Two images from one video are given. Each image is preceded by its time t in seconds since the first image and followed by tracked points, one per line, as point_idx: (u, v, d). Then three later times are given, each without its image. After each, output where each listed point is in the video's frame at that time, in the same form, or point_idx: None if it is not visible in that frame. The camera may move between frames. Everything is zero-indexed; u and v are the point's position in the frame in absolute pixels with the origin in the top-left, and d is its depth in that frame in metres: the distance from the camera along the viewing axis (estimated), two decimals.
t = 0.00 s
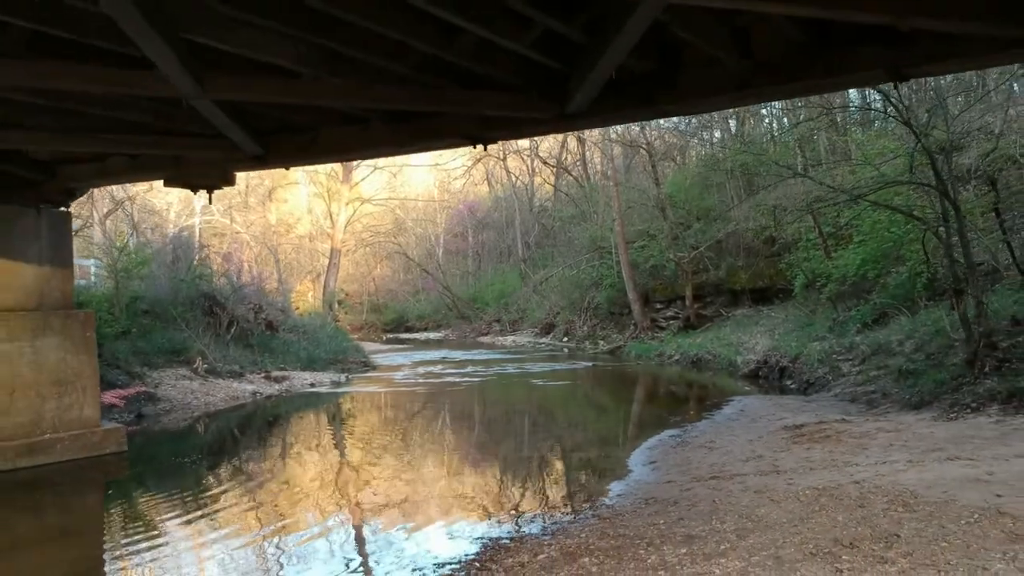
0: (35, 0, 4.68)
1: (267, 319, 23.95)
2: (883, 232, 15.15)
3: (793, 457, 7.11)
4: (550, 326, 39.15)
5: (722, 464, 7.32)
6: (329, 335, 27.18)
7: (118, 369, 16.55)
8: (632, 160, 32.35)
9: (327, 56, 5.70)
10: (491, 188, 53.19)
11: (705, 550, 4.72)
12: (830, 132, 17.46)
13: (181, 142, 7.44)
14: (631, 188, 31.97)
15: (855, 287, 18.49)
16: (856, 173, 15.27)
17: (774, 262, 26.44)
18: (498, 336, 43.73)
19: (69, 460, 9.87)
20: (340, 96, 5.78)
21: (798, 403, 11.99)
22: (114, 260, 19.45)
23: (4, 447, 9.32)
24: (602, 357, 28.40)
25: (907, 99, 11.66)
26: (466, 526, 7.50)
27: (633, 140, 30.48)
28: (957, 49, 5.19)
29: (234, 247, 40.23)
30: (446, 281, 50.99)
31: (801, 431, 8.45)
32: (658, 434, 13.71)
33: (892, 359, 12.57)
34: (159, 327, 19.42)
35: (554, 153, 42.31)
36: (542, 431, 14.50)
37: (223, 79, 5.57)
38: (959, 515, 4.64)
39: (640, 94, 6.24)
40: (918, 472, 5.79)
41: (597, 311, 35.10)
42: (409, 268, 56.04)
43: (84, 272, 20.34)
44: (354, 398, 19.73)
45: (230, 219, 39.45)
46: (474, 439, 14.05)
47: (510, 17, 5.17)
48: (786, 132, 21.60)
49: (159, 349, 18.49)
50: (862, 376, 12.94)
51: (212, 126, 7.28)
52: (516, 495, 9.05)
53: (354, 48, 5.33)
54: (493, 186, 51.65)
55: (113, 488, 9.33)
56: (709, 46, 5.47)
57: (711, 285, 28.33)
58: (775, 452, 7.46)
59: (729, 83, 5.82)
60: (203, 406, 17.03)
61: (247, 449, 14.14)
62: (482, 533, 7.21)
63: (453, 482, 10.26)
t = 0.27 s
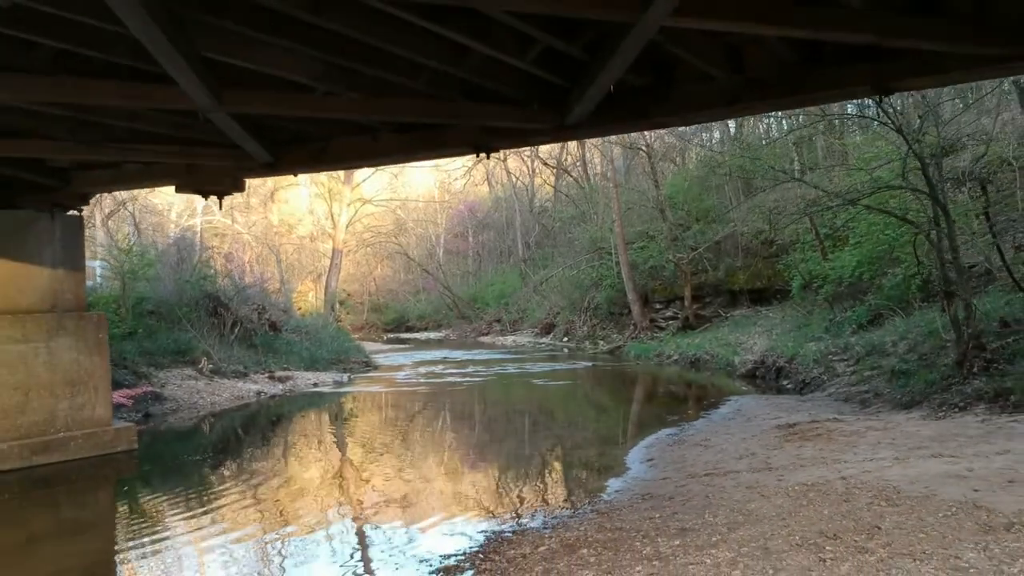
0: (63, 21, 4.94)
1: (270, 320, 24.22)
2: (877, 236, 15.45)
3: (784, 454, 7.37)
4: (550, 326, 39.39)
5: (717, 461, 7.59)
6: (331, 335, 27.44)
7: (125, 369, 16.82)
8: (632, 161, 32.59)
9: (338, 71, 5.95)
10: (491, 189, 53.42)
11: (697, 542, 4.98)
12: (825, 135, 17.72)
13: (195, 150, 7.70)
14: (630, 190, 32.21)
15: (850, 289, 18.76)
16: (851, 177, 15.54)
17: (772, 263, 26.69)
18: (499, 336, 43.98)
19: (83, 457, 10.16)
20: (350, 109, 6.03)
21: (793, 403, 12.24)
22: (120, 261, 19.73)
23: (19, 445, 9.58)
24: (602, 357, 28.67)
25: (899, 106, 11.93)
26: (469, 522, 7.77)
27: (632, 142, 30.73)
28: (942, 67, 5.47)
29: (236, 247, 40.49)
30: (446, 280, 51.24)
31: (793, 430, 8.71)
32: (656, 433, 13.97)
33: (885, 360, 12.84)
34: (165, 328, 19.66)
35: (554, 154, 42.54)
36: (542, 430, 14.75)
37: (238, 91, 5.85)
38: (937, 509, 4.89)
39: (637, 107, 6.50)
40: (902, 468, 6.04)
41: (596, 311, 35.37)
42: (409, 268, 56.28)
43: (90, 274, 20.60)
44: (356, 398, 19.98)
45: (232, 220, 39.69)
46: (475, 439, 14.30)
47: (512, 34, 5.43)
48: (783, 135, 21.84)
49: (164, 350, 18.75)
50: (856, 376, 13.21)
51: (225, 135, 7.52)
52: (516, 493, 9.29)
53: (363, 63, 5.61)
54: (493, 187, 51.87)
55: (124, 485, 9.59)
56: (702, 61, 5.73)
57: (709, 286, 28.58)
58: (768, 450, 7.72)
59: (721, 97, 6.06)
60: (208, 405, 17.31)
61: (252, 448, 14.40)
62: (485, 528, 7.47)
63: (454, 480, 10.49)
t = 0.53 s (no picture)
0: (88, 40, 5.19)
1: (273, 320, 24.48)
2: (871, 240, 15.75)
3: (776, 452, 7.64)
4: (550, 326, 39.66)
5: (712, 459, 7.86)
6: (333, 335, 27.71)
7: (132, 369, 17.10)
8: (631, 163, 32.84)
9: (348, 85, 6.20)
10: (492, 190, 53.67)
11: (690, 534, 5.25)
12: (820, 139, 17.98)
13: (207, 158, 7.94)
14: (630, 191, 32.47)
15: (846, 290, 19.02)
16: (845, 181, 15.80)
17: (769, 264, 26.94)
18: (499, 335, 44.23)
19: (97, 454, 10.45)
20: (359, 121, 6.28)
21: (788, 402, 12.49)
22: (126, 263, 20.01)
23: (35, 443, 9.85)
24: (602, 357, 28.95)
25: (891, 112, 12.19)
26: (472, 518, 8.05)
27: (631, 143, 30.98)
28: (924, 83, 5.76)
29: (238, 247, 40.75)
30: (447, 280, 51.53)
31: (786, 428, 8.97)
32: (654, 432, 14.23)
33: (879, 361, 13.11)
34: (170, 328, 19.93)
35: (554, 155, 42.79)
36: (542, 430, 15.01)
37: (253, 104, 6.11)
38: (917, 503, 5.15)
39: (634, 119, 6.75)
40: (888, 465, 6.31)
41: (596, 311, 35.63)
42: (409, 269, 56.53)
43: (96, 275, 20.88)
44: (358, 397, 20.25)
45: (234, 220, 39.95)
46: (476, 438, 14.56)
47: (515, 51, 5.69)
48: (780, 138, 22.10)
49: (170, 350, 19.02)
50: (849, 377, 13.47)
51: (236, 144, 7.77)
52: (516, 492, 9.54)
53: (373, 78, 5.87)
54: (493, 188, 52.12)
55: (133, 482, 9.86)
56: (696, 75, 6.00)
57: (708, 287, 28.84)
58: (760, 448, 7.99)
59: (716, 110, 6.32)
60: (214, 405, 17.59)
61: (254, 447, 14.67)
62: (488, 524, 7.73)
63: (454, 479, 10.74)
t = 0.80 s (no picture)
0: (112, 57, 5.44)
1: (277, 320, 24.75)
2: (865, 243, 16.03)
3: (768, 449, 7.92)
4: (550, 326, 39.94)
5: (706, 456, 8.13)
6: (335, 335, 27.98)
7: (139, 369, 17.38)
8: (630, 164, 33.10)
9: (356, 98, 6.45)
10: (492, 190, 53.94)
11: (683, 528, 5.51)
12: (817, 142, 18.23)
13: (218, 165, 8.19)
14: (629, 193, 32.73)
15: (842, 291, 19.29)
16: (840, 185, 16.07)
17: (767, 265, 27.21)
18: (500, 335, 44.49)
19: (108, 452, 10.74)
20: (367, 132, 6.53)
21: (783, 402, 12.73)
22: (132, 264, 20.29)
23: (48, 441, 10.13)
24: (602, 357, 29.22)
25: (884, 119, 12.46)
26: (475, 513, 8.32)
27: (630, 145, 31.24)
28: (907, 97, 6.05)
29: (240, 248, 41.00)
30: (448, 280, 51.82)
31: (779, 427, 9.25)
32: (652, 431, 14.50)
33: (872, 361, 13.39)
34: (176, 328, 20.22)
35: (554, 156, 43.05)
36: (542, 429, 15.28)
37: (265, 116, 6.37)
38: (898, 497, 5.43)
39: (631, 130, 7.01)
40: (873, 462, 6.59)
41: (595, 312, 35.90)
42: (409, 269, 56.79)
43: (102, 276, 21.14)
44: (360, 397, 20.53)
45: (236, 221, 40.19)
46: (477, 437, 14.84)
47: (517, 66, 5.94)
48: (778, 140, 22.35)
49: (175, 350, 19.30)
50: (843, 376, 13.75)
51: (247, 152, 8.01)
52: (515, 491, 9.80)
53: (380, 92, 6.13)
54: (493, 188, 52.37)
55: (143, 480, 10.13)
56: (688, 89, 6.26)
57: (707, 287, 29.11)
58: (753, 446, 8.27)
59: (706, 120, 6.58)
60: (219, 404, 17.86)
61: (259, 446, 14.95)
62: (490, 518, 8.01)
63: (455, 478, 11.01)
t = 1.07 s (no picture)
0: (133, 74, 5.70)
1: (280, 321, 25.05)
2: (858, 246, 16.31)
3: (760, 448, 8.21)
4: (550, 327, 40.21)
5: (700, 454, 8.43)
6: (338, 336, 28.26)
7: (146, 370, 17.67)
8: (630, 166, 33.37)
9: (364, 111, 6.70)
10: (492, 191, 54.20)
11: (676, 522, 5.80)
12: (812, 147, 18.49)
13: (227, 173, 8.46)
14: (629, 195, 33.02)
15: (838, 292, 19.58)
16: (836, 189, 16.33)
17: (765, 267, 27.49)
18: (500, 335, 44.76)
19: (119, 451, 11.04)
20: (375, 143, 6.79)
21: (777, 402, 13.02)
22: (139, 267, 20.60)
23: (61, 440, 10.41)
24: (602, 357, 29.51)
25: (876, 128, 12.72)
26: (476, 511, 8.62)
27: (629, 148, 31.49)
28: (891, 111, 6.33)
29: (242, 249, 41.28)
30: (448, 281, 52.09)
31: (771, 427, 9.53)
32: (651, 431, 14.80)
33: (865, 363, 13.69)
34: (181, 329, 20.51)
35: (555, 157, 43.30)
36: (542, 429, 15.56)
37: (278, 129, 6.63)
38: (881, 493, 5.71)
39: (628, 140, 7.28)
40: (861, 460, 6.85)
41: (595, 312, 36.18)
42: (410, 269, 57.07)
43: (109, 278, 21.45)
44: (362, 397, 20.81)
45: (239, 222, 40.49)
46: (478, 437, 15.13)
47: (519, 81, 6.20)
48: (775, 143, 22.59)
49: (181, 351, 19.59)
50: (837, 377, 14.03)
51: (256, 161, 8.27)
52: (515, 491, 10.07)
53: (388, 107, 6.39)
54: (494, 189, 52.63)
55: (153, 479, 10.41)
56: (683, 103, 6.52)
57: (705, 288, 29.36)
58: (746, 445, 8.56)
59: (701, 132, 6.85)
60: (224, 404, 18.16)
61: (263, 446, 15.23)
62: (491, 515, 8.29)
63: (456, 478, 11.29)
